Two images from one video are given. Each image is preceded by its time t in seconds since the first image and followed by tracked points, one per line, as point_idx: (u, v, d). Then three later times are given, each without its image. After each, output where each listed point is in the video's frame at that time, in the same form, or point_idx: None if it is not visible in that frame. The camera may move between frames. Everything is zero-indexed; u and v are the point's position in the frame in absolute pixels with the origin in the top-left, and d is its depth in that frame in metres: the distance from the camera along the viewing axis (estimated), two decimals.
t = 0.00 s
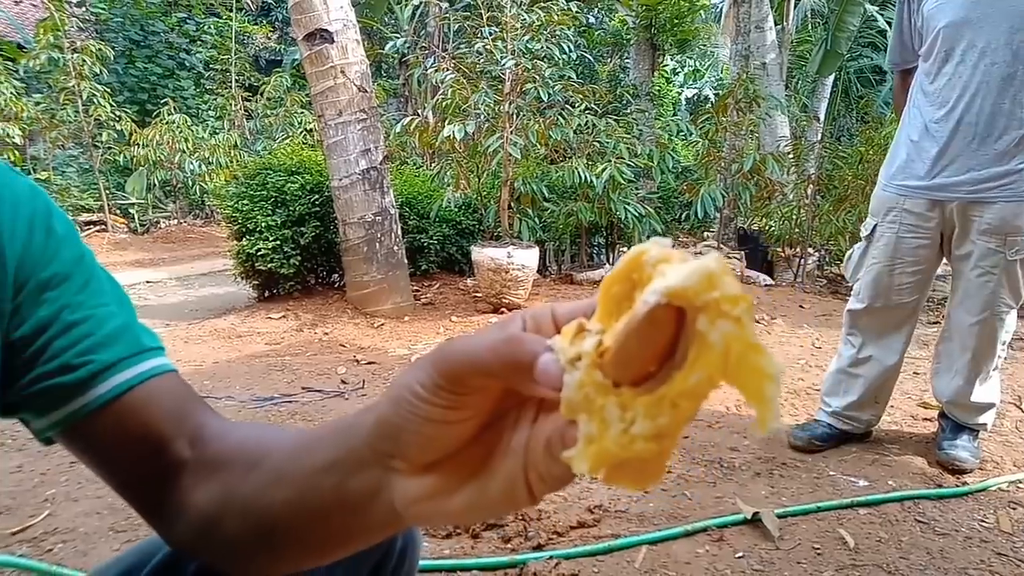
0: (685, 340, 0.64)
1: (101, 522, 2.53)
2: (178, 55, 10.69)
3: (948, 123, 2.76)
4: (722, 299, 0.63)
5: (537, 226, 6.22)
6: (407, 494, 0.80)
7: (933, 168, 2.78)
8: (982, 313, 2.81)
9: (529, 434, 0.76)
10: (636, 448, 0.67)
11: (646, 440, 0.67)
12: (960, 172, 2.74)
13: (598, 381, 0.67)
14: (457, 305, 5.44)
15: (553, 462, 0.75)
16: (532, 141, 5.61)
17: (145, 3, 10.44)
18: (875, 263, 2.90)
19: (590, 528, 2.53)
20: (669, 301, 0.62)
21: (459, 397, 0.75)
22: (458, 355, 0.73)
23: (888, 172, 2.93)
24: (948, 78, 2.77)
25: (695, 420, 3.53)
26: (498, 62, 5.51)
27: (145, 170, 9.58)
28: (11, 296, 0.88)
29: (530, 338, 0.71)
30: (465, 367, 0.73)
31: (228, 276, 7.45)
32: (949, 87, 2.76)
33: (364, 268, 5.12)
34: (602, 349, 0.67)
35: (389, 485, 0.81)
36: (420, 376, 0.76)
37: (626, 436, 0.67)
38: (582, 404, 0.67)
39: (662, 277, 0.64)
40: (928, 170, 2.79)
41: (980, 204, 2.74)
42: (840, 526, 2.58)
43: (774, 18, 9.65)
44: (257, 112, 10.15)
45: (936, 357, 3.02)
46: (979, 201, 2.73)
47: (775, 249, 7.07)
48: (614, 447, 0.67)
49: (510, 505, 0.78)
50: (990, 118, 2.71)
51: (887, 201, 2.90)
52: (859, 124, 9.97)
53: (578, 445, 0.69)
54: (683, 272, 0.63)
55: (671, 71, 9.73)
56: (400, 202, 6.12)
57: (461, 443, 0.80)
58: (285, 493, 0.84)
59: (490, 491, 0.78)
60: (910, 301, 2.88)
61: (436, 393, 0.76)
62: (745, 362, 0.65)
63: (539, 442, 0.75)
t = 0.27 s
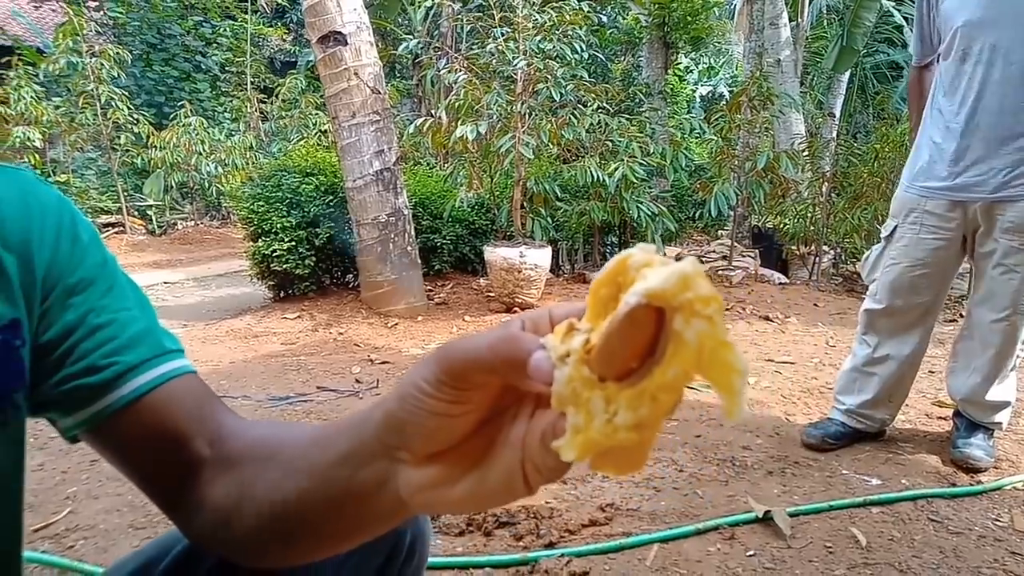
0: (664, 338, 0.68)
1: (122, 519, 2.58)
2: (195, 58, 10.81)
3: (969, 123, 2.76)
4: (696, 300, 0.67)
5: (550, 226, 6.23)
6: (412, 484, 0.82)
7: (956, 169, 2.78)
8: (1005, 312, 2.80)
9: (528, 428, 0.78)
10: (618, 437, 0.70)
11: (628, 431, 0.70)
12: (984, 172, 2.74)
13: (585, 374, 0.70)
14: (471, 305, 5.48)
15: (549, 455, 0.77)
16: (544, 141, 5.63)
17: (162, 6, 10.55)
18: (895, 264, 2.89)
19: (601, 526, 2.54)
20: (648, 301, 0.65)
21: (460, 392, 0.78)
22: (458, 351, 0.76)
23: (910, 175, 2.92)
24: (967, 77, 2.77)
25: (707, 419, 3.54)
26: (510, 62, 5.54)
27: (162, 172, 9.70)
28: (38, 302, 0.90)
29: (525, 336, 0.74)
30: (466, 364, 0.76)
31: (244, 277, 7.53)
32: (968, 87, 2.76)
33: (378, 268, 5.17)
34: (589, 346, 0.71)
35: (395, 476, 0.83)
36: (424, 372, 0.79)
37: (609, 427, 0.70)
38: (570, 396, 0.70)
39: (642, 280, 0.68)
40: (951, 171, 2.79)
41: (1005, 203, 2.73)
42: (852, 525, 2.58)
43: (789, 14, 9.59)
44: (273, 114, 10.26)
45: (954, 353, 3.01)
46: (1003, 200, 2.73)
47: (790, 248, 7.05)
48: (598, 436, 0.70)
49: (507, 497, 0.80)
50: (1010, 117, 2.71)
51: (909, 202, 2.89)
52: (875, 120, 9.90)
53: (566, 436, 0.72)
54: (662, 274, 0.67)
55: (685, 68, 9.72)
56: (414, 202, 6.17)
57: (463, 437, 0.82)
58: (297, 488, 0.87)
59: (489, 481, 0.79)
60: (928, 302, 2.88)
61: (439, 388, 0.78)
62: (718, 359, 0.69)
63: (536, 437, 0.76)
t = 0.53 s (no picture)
0: (632, 335, 0.71)
1: (126, 520, 2.60)
2: (198, 61, 10.85)
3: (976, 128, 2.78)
4: (661, 298, 0.70)
5: (552, 228, 6.25)
6: (404, 479, 0.85)
7: (964, 173, 2.79)
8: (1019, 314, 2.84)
9: (513, 424, 0.81)
10: (591, 429, 0.73)
11: (599, 423, 0.73)
12: (992, 176, 2.76)
13: (560, 370, 0.73)
14: (472, 307, 5.50)
15: (533, 449, 0.79)
16: (546, 143, 5.66)
17: (165, 10, 10.60)
18: (904, 267, 2.90)
19: (601, 527, 2.56)
20: (617, 300, 0.68)
21: (448, 389, 0.81)
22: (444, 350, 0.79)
23: (918, 179, 2.94)
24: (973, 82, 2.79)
25: (708, 420, 3.55)
26: (511, 66, 5.57)
27: (166, 174, 9.73)
28: (48, 308, 0.93)
29: (505, 336, 0.77)
30: (453, 363, 0.78)
31: (247, 279, 7.55)
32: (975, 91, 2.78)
33: (380, 270, 5.19)
34: (564, 343, 0.74)
35: (387, 472, 0.86)
36: (412, 370, 0.82)
37: (582, 419, 0.72)
38: (545, 391, 0.73)
39: (613, 279, 0.71)
40: (961, 176, 2.80)
41: (1014, 207, 2.75)
42: (851, 526, 2.59)
43: (790, 16, 9.60)
44: (276, 116, 10.30)
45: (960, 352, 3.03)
46: (1012, 204, 2.75)
47: (791, 249, 7.05)
48: (572, 429, 0.72)
49: (495, 490, 0.82)
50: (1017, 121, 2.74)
51: (918, 205, 2.90)
52: (877, 121, 9.90)
53: (545, 429, 0.75)
54: (629, 275, 0.70)
55: (687, 70, 9.74)
56: (415, 204, 6.20)
57: (452, 432, 0.84)
58: (296, 485, 0.89)
59: (477, 474, 0.82)
60: (934, 305, 2.90)
61: (428, 385, 0.81)
62: (682, 355, 0.71)
63: (519, 433, 0.80)
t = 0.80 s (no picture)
0: (628, 338, 0.74)
1: (136, 518, 2.64)
2: (206, 62, 10.91)
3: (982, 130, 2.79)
4: (656, 305, 0.73)
5: (558, 229, 6.27)
6: (411, 473, 0.87)
7: (969, 175, 2.80)
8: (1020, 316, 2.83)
9: (516, 423, 0.82)
10: (587, 426, 0.75)
11: (597, 421, 0.75)
12: (997, 178, 2.76)
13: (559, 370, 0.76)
14: (478, 308, 5.52)
15: (535, 448, 0.81)
16: (552, 145, 5.67)
17: (174, 12, 10.66)
18: (908, 269, 2.91)
19: (606, 527, 2.57)
20: (613, 305, 0.72)
21: (453, 389, 0.82)
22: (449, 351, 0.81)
23: (924, 181, 2.95)
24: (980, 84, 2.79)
25: (713, 421, 3.57)
26: (517, 67, 5.59)
27: (174, 175, 9.78)
28: (69, 310, 0.94)
29: (508, 338, 0.80)
30: (458, 364, 0.80)
31: (255, 279, 7.60)
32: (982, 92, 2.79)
33: (387, 271, 5.22)
34: (564, 345, 0.77)
35: (395, 467, 0.88)
36: (419, 370, 0.84)
37: (580, 417, 0.75)
38: (546, 389, 0.77)
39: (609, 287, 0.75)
40: (966, 178, 2.81)
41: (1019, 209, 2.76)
42: (855, 527, 2.60)
43: (797, 16, 9.58)
44: (283, 117, 10.35)
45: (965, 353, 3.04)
46: (1017, 206, 2.75)
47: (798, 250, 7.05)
48: (570, 426, 0.75)
49: (499, 486, 0.83)
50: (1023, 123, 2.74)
51: (923, 207, 2.91)
52: (885, 121, 9.87)
53: (544, 427, 0.77)
54: (624, 283, 0.74)
55: (694, 70, 9.74)
56: (422, 205, 6.22)
57: (457, 430, 0.86)
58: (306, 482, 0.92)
59: (481, 471, 0.83)
60: (940, 306, 2.91)
61: (434, 385, 0.83)
62: (675, 357, 0.73)
63: (522, 431, 0.81)
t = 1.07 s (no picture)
0: (605, 326, 0.77)
1: (148, 506, 2.68)
2: (217, 57, 10.95)
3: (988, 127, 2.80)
4: (629, 294, 0.77)
5: (566, 224, 6.28)
6: (409, 458, 0.89)
7: (973, 172, 2.81)
8: None
9: (508, 411, 0.84)
10: (566, 407, 0.78)
11: (575, 402, 0.78)
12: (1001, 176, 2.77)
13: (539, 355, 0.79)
14: (486, 302, 5.55)
15: (524, 433, 0.83)
16: (561, 141, 5.69)
17: (185, 6, 10.71)
18: (913, 266, 2.92)
19: (611, 520, 2.60)
20: (591, 295, 0.76)
21: (449, 376, 0.85)
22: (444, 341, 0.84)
23: (928, 179, 2.96)
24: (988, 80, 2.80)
25: (719, 417, 3.59)
26: (527, 63, 5.60)
27: (185, 169, 9.85)
28: (96, 305, 0.97)
29: (498, 328, 0.83)
30: (452, 352, 0.83)
31: (265, 273, 7.65)
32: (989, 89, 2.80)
33: (395, 266, 5.26)
34: (547, 334, 0.80)
35: (394, 452, 0.90)
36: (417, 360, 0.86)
37: (560, 399, 0.77)
38: (529, 373, 0.79)
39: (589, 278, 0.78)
40: (969, 175, 2.82)
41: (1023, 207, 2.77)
42: (859, 522, 2.62)
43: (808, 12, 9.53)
44: (293, 112, 10.40)
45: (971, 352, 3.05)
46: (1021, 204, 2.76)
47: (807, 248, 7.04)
48: (550, 407, 0.78)
49: (491, 470, 0.85)
50: None
51: (927, 204, 2.92)
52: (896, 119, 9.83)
53: (527, 409, 0.80)
54: (603, 274, 0.77)
55: (704, 67, 9.72)
56: (431, 200, 6.25)
57: (455, 416, 0.88)
58: (312, 470, 0.94)
59: (473, 456, 0.85)
60: (945, 304, 2.91)
61: (430, 374, 0.85)
62: (645, 345, 0.78)
63: (512, 418, 0.83)
